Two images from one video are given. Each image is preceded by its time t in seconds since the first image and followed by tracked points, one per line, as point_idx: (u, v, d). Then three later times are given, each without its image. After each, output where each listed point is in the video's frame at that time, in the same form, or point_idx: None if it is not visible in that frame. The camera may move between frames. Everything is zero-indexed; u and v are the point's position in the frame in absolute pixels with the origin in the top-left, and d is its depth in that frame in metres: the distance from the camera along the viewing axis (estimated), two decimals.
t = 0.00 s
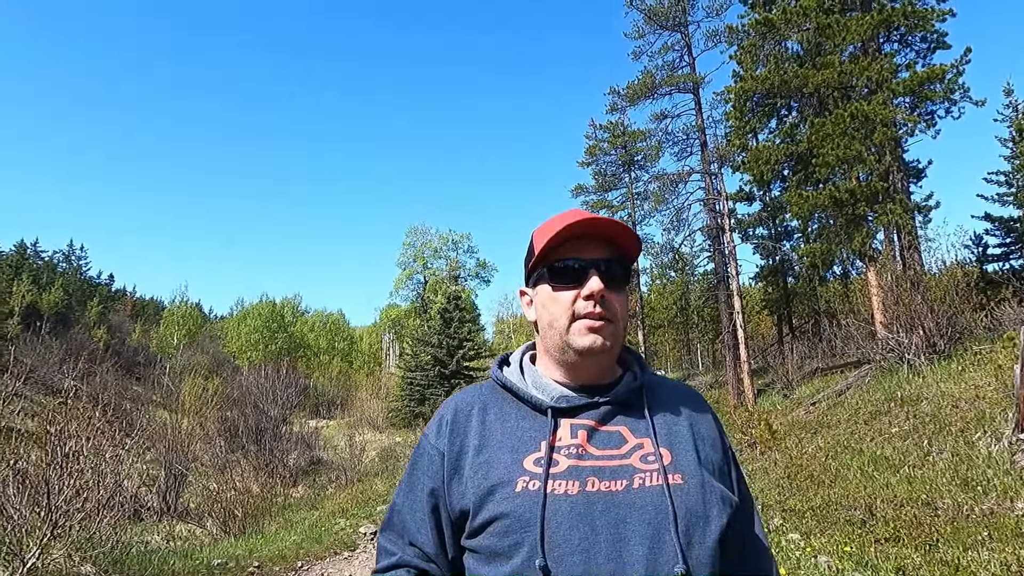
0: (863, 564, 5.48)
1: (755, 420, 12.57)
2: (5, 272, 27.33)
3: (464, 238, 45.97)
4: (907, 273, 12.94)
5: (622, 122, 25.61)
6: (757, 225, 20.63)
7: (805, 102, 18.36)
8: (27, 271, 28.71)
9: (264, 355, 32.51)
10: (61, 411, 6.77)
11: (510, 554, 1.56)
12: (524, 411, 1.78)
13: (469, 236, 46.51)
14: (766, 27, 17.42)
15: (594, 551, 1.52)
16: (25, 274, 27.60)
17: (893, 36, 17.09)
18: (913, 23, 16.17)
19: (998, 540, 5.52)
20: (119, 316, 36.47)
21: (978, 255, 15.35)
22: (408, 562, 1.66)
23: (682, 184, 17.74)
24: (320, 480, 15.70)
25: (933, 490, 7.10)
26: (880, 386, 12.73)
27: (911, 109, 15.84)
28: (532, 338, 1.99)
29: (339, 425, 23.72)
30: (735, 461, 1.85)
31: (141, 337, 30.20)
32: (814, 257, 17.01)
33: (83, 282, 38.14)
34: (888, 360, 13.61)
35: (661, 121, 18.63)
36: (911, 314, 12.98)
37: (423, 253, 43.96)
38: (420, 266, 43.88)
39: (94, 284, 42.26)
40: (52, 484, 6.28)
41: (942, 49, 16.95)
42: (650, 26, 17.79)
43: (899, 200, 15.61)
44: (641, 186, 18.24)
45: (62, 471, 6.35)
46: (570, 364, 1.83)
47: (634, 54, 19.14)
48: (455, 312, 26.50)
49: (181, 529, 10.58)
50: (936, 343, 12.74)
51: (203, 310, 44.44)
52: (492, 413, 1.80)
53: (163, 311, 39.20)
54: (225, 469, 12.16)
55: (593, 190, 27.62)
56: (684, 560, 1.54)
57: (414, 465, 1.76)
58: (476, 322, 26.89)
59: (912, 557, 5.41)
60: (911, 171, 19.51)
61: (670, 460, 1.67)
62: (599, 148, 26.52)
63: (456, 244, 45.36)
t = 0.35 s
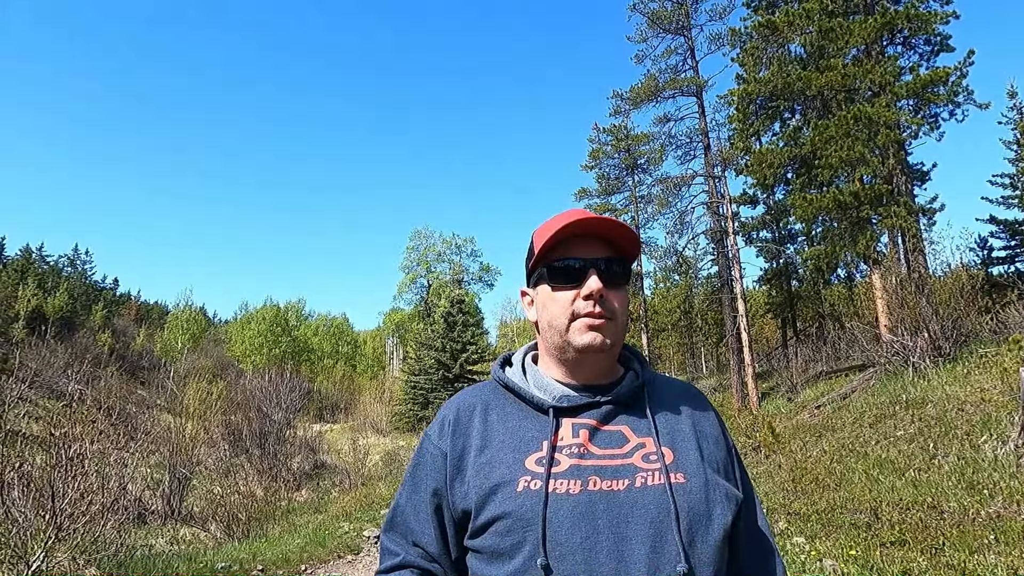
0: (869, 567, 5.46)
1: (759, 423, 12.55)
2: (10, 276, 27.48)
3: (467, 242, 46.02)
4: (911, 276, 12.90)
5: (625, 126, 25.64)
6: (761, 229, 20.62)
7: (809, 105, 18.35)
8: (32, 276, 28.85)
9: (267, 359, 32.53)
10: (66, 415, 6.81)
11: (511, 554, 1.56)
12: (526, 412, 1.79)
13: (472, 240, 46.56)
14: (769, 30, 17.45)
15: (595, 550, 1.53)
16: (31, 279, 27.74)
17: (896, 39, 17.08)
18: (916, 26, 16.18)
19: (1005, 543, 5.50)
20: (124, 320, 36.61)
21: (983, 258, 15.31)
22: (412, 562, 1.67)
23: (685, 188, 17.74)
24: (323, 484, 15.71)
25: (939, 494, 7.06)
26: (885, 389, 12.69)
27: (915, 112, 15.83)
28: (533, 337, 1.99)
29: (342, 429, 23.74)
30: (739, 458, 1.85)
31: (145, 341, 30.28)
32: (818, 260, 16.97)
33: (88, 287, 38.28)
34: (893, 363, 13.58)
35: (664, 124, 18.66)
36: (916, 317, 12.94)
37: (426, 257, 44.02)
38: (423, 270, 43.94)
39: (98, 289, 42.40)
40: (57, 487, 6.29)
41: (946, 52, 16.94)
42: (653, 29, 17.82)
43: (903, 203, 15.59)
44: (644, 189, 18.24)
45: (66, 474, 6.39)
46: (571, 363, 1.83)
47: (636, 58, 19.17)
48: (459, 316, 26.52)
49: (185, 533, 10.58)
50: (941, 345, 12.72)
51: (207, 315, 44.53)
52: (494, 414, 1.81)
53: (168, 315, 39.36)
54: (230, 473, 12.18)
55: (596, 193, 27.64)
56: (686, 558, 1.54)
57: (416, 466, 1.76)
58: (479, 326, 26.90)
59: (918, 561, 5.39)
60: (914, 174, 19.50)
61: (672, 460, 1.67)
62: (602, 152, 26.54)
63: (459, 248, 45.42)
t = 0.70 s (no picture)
0: (870, 564, 5.45)
1: (760, 418, 12.56)
2: (11, 270, 27.50)
3: (468, 235, 45.97)
4: (913, 270, 12.86)
5: (626, 119, 25.55)
6: (762, 223, 20.56)
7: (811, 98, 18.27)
8: (33, 269, 28.86)
9: (268, 353, 32.55)
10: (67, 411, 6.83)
11: (512, 560, 1.55)
12: (527, 416, 1.77)
13: (472, 233, 46.50)
14: (771, 23, 17.35)
15: (597, 555, 1.51)
16: (32, 272, 27.75)
17: (899, 31, 16.97)
18: (920, 19, 16.08)
19: (1006, 539, 5.48)
20: (125, 313, 36.64)
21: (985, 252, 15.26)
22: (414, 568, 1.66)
23: (686, 181, 17.69)
24: (324, 477, 15.75)
25: (940, 489, 7.05)
26: (886, 384, 12.68)
27: (917, 105, 15.75)
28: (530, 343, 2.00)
29: (343, 422, 23.78)
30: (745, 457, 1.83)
31: (146, 335, 30.32)
32: (820, 254, 16.87)
33: (89, 281, 38.28)
34: (894, 358, 13.57)
35: (665, 118, 18.60)
36: (918, 311, 12.91)
37: (427, 251, 43.99)
38: (424, 264, 43.91)
39: (100, 283, 42.43)
40: (59, 482, 6.28)
41: (949, 45, 16.84)
42: (654, 22, 17.71)
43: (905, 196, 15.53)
44: (646, 183, 18.20)
45: (67, 469, 6.38)
46: (560, 370, 1.84)
47: (638, 50, 19.08)
48: (460, 310, 26.52)
49: (186, 526, 10.59)
50: (943, 340, 12.69)
51: (208, 308, 44.53)
52: (495, 418, 1.79)
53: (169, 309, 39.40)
54: (231, 467, 12.22)
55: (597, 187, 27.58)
56: (688, 563, 1.52)
57: (418, 470, 1.75)
58: (480, 320, 26.90)
59: (919, 557, 5.37)
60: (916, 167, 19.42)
61: (674, 463, 1.65)
62: (603, 145, 26.46)
63: (460, 241, 45.38)
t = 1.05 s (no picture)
0: (871, 561, 5.43)
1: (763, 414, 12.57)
2: (14, 266, 27.56)
3: (470, 232, 45.95)
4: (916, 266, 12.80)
5: (629, 115, 25.48)
6: (765, 219, 20.50)
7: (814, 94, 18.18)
8: (36, 266, 28.90)
9: (271, 349, 32.60)
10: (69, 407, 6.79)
11: (502, 559, 1.55)
12: (518, 416, 1.77)
13: (475, 230, 46.49)
14: (774, 18, 17.26)
15: (586, 553, 1.49)
16: (35, 269, 27.80)
17: (903, 26, 16.87)
18: (924, 13, 15.99)
19: (1008, 536, 5.46)
20: (129, 310, 36.71)
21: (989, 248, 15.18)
22: (407, 570, 1.65)
23: (689, 178, 17.65)
24: (327, 473, 15.79)
25: (943, 486, 7.03)
26: (888, 380, 12.65)
27: (921, 100, 15.68)
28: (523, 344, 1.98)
29: (346, 418, 23.83)
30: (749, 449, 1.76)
31: (149, 331, 30.39)
32: (823, 250, 16.69)
33: (92, 277, 38.35)
34: (897, 354, 13.54)
35: (667, 114, 18.55)
36: (920, 307, 12.88)
37: (430, 248, 44.00)
38: (426, 260, 43.92)
39: (103, 279, 42.51)
40: (61, 479, 6.26)
41: (953, 40, 16.75)
42: (657, 17, 17.64)
43: (908, 192, 15.46)
44: (648, 179, 18.15)
45: (69, 466, 6.36)
46: (553, 372, 1.83)
47: (640, 46, 19.02)
48: (462, 306, 26.52)
49: (189, 522, 10.59)
50: (946, 336, 12.66)
51: (211, 305, 44.61)
52: (487, 419, 1.78)
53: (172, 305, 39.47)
54: (234, 463, 12.24)
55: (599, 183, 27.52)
56: (678, 561, 1.48)
57: (409, 472, 1.74)
58: (482, 317, 26.89)
59: (921, 553, 5.34)
60: (920, 163, 19.35)
61: (664, 459, 1.62)
62: (605, 142, 26.39)
63: (463, 238, 45.37)
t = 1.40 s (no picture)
0: (874, 560, 5.42)
1: (764, 411, 12.55)
2: (16, 263, 27.57)
3: (471, 228, 45.93)
4: (919, 263, 12.77)
5: (630, 111, 25.41)
6: (767, 215, 20.45)
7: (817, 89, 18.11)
8: (38, 263, 28.91)
9: (272, 346, 32.62)
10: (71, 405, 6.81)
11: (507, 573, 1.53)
12: (520, 426, 1.75)
13: (476, 226, 46.47)
14: (777, 14, 17.16)
15: (591, 567, 1.48)
16: (37, 266, 27.81)
17: (906, 22, 16.79)
18: (928, 9, 15.90)
19: (1012, 536, 5.44)
20: (131, 306, 36.76)
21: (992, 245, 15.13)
22: None
23: (691, 174, 17.61)
24: (329, 470, 15.81)
25: (946, 484, 7.01)
26: (891, 378, 12.63)
27: (924, 97, 15.61)
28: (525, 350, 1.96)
29: (348, 415, 23.85)
30: (747, 463, 1.79)
31: (151, 328, 30.41)
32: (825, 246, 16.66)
33: (94, 274, 38.37)
34: (899, 351, 13.52)
35: (669, 110, 18.49)
36: (923, 304, 12.84)
37: (431, 244, 43.98)
38: (427, 257, 43.91)
39: (105, 276, 42.52)
40: (63, 478, 6.27)
41: (957, 35, 16.66)
42: (658, 13, 17.57)
43: (911, 188, 15.40)
44: (649, 175, 18.11)
45: (71, 465, 6.36)
46: (556, 376, 1.80)
47: (642, 42, 18.94)
48: (463, 303, 26.52)
49: (191, 520, 10.60)
50: (949, 333, 12.64)
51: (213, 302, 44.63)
52: (490, 429, 1.76)
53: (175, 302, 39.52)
54: (236, 460, 12.25)
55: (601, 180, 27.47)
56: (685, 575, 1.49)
57: (411, 483, 1.73)
58: (484, 313, 26.88)
59: (924, 553, 5.33)
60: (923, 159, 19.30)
61: (670, 471, 1.62)
62: (606, 138, 26.32)
63: (464, 234, 45.34)
